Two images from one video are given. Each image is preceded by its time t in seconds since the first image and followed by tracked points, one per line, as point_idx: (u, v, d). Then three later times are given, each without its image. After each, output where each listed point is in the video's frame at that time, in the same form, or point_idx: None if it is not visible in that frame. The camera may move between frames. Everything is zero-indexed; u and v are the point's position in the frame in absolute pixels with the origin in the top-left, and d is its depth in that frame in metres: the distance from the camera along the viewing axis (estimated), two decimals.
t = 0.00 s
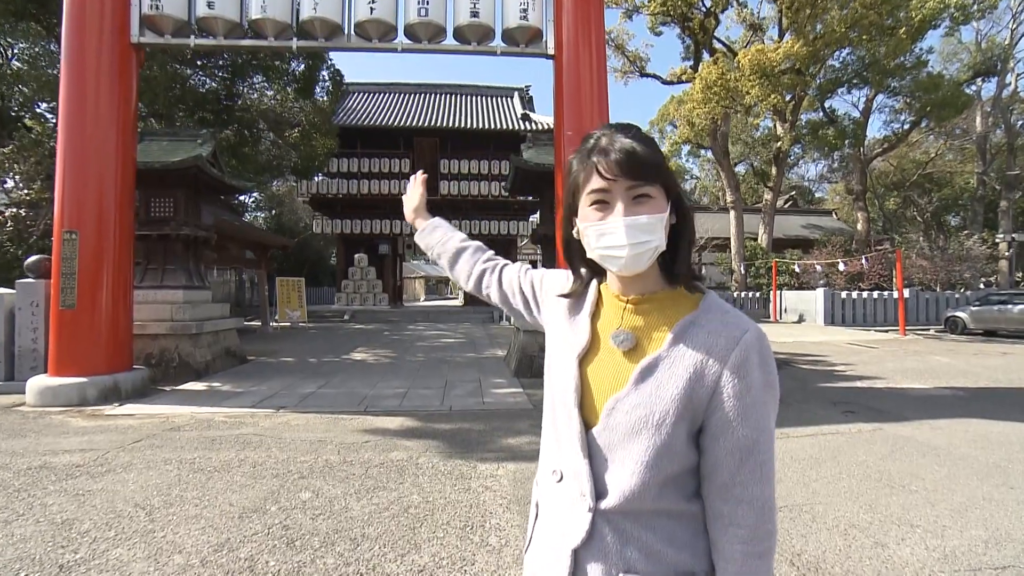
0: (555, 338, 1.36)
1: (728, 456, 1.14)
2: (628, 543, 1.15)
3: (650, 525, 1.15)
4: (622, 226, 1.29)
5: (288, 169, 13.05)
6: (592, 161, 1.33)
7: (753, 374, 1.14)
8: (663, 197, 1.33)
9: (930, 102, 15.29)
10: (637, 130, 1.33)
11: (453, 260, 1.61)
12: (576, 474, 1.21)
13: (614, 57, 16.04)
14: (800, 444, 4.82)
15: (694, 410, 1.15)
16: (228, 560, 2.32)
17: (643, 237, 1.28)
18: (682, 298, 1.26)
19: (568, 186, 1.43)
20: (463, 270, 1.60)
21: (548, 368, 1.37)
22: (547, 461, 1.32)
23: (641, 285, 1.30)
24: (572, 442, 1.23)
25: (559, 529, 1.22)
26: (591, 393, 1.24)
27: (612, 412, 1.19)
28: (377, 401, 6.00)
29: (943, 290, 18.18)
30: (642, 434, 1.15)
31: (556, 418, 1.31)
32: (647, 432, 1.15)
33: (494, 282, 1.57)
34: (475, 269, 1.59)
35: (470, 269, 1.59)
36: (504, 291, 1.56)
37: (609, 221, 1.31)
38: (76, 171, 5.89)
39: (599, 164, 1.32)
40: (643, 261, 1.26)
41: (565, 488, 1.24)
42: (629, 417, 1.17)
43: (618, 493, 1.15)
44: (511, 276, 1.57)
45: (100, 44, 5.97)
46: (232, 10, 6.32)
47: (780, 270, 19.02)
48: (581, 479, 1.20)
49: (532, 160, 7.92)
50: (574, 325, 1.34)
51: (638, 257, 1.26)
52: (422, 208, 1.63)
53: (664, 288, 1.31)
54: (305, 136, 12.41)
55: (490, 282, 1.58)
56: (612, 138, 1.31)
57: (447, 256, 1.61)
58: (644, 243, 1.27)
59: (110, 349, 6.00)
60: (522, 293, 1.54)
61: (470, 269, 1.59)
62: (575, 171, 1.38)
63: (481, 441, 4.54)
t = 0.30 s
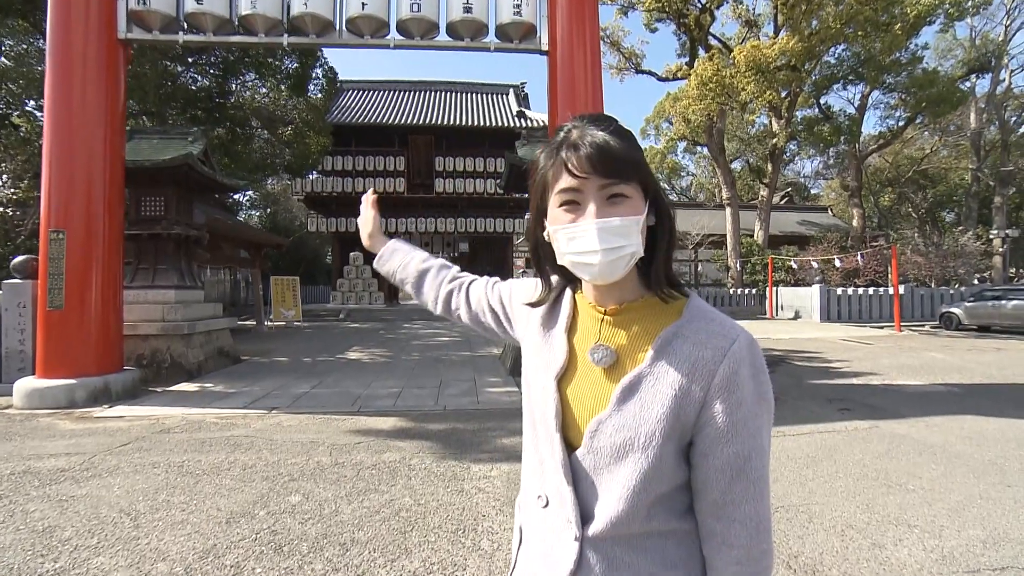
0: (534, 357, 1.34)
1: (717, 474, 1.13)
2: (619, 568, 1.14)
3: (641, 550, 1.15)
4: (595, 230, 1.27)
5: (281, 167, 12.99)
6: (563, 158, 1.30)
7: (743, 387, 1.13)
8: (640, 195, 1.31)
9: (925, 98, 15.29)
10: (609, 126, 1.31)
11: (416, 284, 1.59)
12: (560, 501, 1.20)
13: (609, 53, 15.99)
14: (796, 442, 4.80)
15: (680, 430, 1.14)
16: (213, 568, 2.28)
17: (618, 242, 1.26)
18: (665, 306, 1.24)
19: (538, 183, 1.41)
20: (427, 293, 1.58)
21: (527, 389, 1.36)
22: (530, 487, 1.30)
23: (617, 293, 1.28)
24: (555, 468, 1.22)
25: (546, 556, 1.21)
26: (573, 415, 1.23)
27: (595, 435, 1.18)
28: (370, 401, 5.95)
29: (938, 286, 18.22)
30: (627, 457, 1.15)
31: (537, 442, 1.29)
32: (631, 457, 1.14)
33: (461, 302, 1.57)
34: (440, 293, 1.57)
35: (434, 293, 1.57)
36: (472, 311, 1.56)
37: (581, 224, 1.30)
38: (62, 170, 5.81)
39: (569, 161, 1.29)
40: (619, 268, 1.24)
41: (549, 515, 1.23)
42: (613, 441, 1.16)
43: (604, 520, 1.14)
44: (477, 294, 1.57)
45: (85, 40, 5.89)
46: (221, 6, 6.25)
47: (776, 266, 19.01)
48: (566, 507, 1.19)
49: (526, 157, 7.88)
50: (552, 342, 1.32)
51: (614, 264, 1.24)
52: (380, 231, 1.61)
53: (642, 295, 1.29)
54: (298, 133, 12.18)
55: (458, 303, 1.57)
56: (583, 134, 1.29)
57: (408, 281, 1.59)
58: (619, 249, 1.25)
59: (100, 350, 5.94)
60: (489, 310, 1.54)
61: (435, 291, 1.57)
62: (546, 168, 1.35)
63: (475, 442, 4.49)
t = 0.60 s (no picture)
0: (513, 378, 1.29)
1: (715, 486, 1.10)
2: None
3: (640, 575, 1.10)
4: (571, 233, 1.24)
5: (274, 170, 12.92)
6: (538, 157, 1.26)
7: (736, 391, 1.11)
8: (618, 197, 1.28)
9: (917, 100, 15.37)
10: (586, 124, 1.29)
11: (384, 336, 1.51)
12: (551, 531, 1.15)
13: (603, 56, 16.01)
14: (791, 445, 4.77)
15: (673, 445, 1.11)
16: None
17: (593, 248, 1.24)
18: (647, 316, 1.22)
19: (512, 182, 1.37)
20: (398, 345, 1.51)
21: (505, 414, 1.30)
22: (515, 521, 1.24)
23: (594, 303, 1.26)
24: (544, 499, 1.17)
25: None
26: (561, 439, 1.18)
27: (584, 456, 1.13)
28: (362, 406, 5.89)
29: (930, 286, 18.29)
30: (620, 478, 1.11)
31: (521, 471, 1.24)
32: (623, 478, 1.10)
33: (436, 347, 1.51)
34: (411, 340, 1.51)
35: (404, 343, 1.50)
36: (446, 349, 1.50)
37: (558, 227, 1.26)
38: (49, 173, 5.75)
39: (545, 163, 1.26)
40: (595, 276, 1.23)
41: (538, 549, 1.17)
42: (604, 463, 1.12)
43: (599, 544, 1.09)
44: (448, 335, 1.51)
45: (72, 42, 5.84)
46: (211, 7, 6.19)
47: (770, 267, 19.03)
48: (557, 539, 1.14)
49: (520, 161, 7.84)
50: (531, 362, 1.27)
51: (590, 273, 1.22)
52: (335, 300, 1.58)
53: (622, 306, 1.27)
54: (290, 136, 12.24)
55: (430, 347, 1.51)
56: (559, 133, 1.26)
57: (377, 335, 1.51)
58: (595, 256, 1.23)
59: (87, 356, 5.87)
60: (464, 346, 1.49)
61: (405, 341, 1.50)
62: (521, 169, 1.31)
63: (468, 447, 4.44)
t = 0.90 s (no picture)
0: (503, 391, 1.30)
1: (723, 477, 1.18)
2: None
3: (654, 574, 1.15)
4: (574, 218, 1.33)
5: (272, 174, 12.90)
6: (546, 151, 1.39)
7: (734, 383, 1.22)
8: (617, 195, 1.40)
9: (913, 111, 15.43)
10: (590, 129, 1.42)
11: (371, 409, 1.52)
12: (561, 543, 1.16)
13: (602, 63, 16.04)
14: (788, 455, 4.74)
15: (678, 443, 1.18)
16: None
17: (593, 236, 1.33)
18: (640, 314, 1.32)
19: (519, 180, 1.48)
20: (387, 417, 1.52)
21: (492, 429, 1.32)
22: (511, 542, 1.24)
23: (590, 293, 1.36)
24: (548, 511, 1.18)
25: None
26: (562, 445, 1.20)
27: (591, 457, 1.16)
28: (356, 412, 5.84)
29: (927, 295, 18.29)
30: (629, 479, 1.15)
31: (516, 489, 1.24)
32: (630, 479, 1.15)
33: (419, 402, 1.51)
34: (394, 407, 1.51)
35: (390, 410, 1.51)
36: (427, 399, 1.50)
37: (561, 212, 1.36)
38: (43, 175, 5.71)
39: (552, 156, 1.38)
40: (595, 263, 1.32)
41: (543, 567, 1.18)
42: (612, 465, 1.15)
43: (612, 546, 1.13)
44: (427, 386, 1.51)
45: (68, 44, 5.82)
46: (209, 9, 6.17)
47: (768, 275, 19.03)
48: (566, 551, 1.15)
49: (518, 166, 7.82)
50: (523, 369, 1.30)
51: (591, 258, 1.32)
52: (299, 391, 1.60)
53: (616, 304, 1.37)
54: (289, 140, 12.27)
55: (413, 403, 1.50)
56: (566, 132, 1.39)
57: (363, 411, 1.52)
58: (596, 242, 1.33)
59: (79, 360, 5.82)
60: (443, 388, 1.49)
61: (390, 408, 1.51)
62: (528, 164, 1.43)
63: (462, 454, 4.39)
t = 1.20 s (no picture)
0: (503, 392, 1.30)
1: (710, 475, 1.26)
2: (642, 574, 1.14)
3: (660, 568, 1.16)
4: (579, 238, 1.36)
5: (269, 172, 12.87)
6: (551, 171, 1.40)
7: (720, 382, 1.32)
8: (618, 210, 1.44)
9: (910, 115, 15.46)
10: (592, 146, 1.43)
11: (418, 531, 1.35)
12: (573, 538, 1.14)
13: (601, 65, 16.03)
14: (783, 459, 4.73)
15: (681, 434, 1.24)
16: None
17: (597, 254, 1.36)
18: (637, 319, 1.39)
19: (524, 195, 1.50)
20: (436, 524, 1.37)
21: (489, 433, 1.30)
22: (514, 549, 1.19)
23: (591, 305, 1.41)
24: (557, 505, 1.17)
25: None
26: (569, 436, 1.22)
27: (603, 443, 1.18)
28: (351, 412, 5.82)
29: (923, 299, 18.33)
30: (639, 466, 1.18)
31: (520, 490, 1.21)
32: (641, 465, 1.18)
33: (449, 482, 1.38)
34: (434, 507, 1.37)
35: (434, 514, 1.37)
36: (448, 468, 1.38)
37: (567, 231, 1.39)
38: (36, 172, 5.68)
39: (558, 176, 1.39)
40: (598, 278, 1.35)
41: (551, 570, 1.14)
42: (624, 452, 1.18)
43: (625, 534, 1.14)
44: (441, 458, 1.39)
45: (63, 40, 5.79)
46: (206, 7, 6.13)
47: (765, 278, 19.04)
48: (579, 546, 1.14)
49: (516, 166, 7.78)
50: (524, 366, 1.31)
51: (595, 276, 1.35)
52: None
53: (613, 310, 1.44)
54: (286, 139, 12.23)
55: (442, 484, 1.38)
56: (569, 150, 1.41)
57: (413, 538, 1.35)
58: (599, 260, 1.36)
59: (71, 358, 5.78)
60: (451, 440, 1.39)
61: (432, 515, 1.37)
62: (534, 182, 1.44)
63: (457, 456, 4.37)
